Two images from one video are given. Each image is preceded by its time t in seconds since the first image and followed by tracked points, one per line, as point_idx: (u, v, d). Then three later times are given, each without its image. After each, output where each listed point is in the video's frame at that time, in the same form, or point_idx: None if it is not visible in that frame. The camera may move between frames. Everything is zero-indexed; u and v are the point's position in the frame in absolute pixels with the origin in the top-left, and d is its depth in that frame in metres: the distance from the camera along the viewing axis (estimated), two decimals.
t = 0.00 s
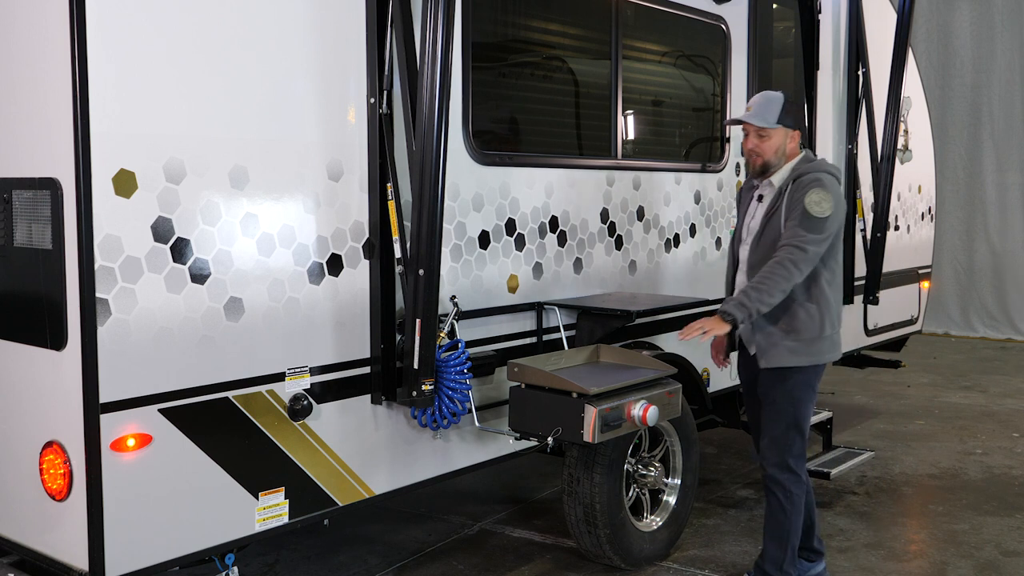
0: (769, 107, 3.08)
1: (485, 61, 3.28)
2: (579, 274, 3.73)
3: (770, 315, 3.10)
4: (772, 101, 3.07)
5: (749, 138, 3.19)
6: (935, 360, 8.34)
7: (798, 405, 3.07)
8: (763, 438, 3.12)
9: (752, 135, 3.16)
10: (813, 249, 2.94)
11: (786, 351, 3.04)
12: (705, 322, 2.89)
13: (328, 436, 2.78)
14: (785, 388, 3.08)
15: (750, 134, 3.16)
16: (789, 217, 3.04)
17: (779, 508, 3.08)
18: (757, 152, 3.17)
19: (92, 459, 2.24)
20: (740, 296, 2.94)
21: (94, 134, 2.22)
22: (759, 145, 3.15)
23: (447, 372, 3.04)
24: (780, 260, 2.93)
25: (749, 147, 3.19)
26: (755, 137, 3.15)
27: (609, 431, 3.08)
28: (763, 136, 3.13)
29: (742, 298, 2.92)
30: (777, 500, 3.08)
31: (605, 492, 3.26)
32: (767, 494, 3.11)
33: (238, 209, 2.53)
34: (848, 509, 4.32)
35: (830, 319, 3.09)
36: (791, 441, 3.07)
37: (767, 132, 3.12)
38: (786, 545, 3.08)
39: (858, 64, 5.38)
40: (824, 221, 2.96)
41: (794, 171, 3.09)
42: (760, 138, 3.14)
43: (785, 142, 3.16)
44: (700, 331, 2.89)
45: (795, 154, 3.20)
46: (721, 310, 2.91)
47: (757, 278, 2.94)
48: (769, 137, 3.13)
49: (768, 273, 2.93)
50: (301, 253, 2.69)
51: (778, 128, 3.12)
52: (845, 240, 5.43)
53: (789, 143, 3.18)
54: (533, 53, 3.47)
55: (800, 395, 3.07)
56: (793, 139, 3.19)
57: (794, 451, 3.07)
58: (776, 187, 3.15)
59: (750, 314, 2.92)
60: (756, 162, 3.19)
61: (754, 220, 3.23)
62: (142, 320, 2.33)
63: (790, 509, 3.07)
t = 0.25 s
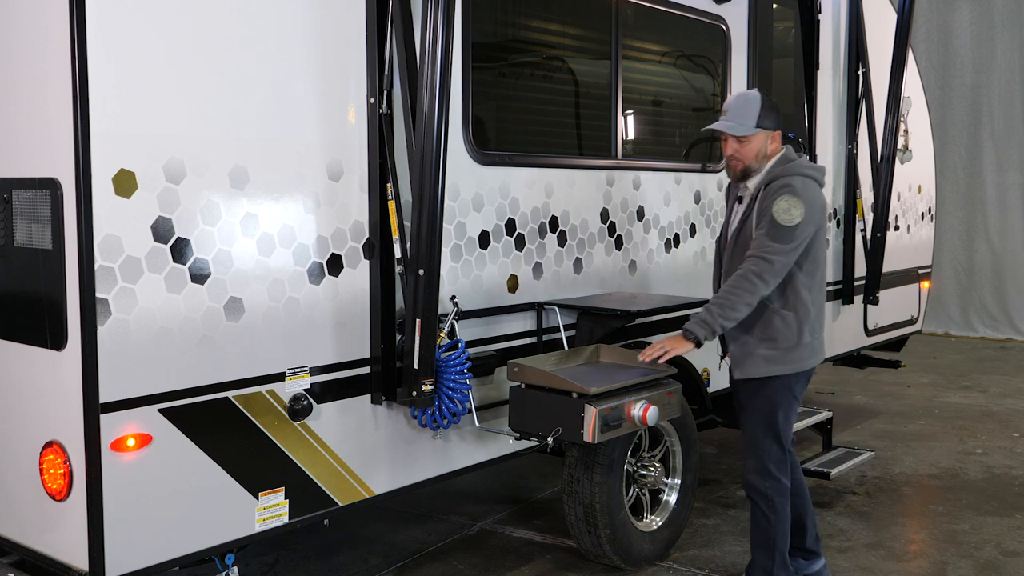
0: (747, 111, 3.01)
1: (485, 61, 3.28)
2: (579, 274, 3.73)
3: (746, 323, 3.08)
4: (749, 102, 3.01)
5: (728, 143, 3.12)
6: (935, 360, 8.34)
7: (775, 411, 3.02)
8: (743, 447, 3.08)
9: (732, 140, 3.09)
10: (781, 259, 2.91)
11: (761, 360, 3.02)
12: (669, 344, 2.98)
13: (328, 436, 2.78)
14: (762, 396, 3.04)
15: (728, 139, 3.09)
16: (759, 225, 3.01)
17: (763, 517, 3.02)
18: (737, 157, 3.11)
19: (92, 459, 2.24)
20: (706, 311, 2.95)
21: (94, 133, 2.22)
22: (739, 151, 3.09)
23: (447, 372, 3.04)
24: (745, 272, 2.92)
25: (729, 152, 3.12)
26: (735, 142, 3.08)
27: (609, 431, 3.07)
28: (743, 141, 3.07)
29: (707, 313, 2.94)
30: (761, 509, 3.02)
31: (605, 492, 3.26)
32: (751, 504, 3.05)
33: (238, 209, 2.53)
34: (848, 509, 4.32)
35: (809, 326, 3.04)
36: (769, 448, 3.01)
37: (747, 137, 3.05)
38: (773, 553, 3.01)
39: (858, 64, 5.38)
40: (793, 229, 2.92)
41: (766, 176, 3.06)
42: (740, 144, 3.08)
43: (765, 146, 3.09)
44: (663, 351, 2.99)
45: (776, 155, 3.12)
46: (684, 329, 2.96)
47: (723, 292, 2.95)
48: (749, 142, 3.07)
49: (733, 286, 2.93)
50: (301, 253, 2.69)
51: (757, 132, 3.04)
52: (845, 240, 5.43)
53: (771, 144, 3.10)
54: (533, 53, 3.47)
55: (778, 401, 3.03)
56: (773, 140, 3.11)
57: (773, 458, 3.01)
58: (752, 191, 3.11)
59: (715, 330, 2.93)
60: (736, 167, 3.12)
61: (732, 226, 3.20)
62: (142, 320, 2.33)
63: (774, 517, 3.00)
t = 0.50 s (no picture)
0: (721, 114, 2.98)
1: (485, 61, 3.28)
2: (579, 274, 3.73)
3: (727, 332, 3.06)
4: (723, 104, 2.97)
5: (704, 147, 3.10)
6: (935, 360, 8.34)
7: (761, 415, 3.00)
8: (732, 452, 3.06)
9: (708, 144, 3.07)
10: (753, 268, 2.88)
11: (741, 370, 2.99)
12: (641, 363, 3.06)
13: (328, 436, 2.78)
14: (748, 400, 3.02)
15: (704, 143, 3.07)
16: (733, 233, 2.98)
17: (755, 520, 2.99)
18: (713, 160, 3.08)
19: (92, 459, 2.24)
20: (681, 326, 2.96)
21: (94, 133, 2.22)
22: (715, 154, 3.06)
23: (447, 372, 3.04)
24: (718, 284, 2.91)
25: (706, 155, 3.10)
26: (710, 146, 3.06)
27: (609, 431, 3.07)
28: (718, 145, 3.04)
29: (682, 329, 2.95)
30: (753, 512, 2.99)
31: (605, 492, 3.26)
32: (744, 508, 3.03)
33: (238, 209, 2.53)
34: (848, 509, 4.32)
35: (792, 331, 2.99)
36: (757, 452, 2.99)
37: (722, 141, 3.02)
38: (767, 557, 2.98)
39: (858, 64, 5.38)
40: (764, 236, 2.89)
41: (741, 181, 3.03)
42: (715, 148, 3.05)
43: (742, 147, 3.05)
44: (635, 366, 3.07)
45: (755, 154, 3.08)
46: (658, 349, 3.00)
47: (696, 307, 2.95)
48: (725, 145, 3.04)
49: (707, 300, 2.92)
50: (301, 253, 2.69)
51: (732, 135, 3.01)
52: (845, 240, 5.43)
53: (749, 144, 3.06)
54: (533, 53, 3.46)
55: (764, 404, 3.00)
56: (751, 139, 3.07)
57: (762, 462, 2.98)
58: (729, 195, 3.08)
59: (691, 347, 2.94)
60: (715, 169, 3.10)
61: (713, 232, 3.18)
62: (142, 320, 2.33)
63: (766, 521, 2.97)
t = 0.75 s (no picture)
0: (705, 111, 2.99)
1: (485, 61, 3.28)
2: (579, 274, 3.73)
3: (711, 335, 3.06)
4: (706, 101, 2.99)
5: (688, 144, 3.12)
6: (935, 360, 8.34)
7: (747, 419, 2.99)
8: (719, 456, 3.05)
9: (692, 142, 3.09)
10: (733, 270, 2.88)
11: (725, 373, 2.98)
12: (623, 366, 3.09)
13: (328, 436, 2.78)
14: (733, 404, 3.01)
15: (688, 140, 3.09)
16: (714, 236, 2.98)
17: (745, 523, 2.99)
18: (698, 158, 3.10)
19: (92, 459, 2.24)
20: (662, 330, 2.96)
21: (94, 134, 2.22)
22: (699, 152, 3.08)
23: (447, 372, 3.04)
24: (698, 286, 2.91)
25: (690, 153, 3.12)
26: (694, 144, 3.07)
27: (609, 431, 3.07)
28: (701, 142, 3.06)
29: (662, 333, 2.95)
30: (743, 515, 3.00)
31: (605, 492, 3.26)
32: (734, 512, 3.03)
33: (238, 209, 2.53)
34: (848, 509, 4.32)
35: (777, 334, 2.98)
36: (744, 456, 2.98)
37: (704, 138, 3.04)
38: (759, 560, 2.99)
39: (858, 64, 5.38)
40: (744, 237, 2.89)
41: (723, 183, 3.02)
42: (699, 145, 3.07)
43: (725, 145, 3.06)
44: (615, 370, 3.10)
45: (739, 152, 3.09)
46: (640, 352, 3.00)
47: (677, 311, 2.94)
48: (708, 143, 3.05)
49: (686, 304, 2.92)
50: (301, 253, 2.69)
51: (715, 133, 3.03)
52: (845, 240, 5.43)
53: (732, 142, 3.07)
54: (533, 53, 3.47)
55: (749, 408, 2.99)
56: (735, 137, 3.08)
57: (749, 465, 2.98)
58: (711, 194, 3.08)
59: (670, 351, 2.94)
60: (698, 166, 3.12)
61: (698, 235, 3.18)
62: (142, 320, 2.33)
63: (756, 523, 2.98)
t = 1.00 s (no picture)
0: (700, 112, 2.99)
1: (485, 61, 3.28)
2: (579, 274, 3.73)
3: (703, 337, 3.06)
4: (702, 102, 2.98)
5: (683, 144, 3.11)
6: (935, 360, 8.34)
7: (743, 421, 3.00)
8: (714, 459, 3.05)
9: (687, 142, 3.08)
10: (724, 273, 2.87)
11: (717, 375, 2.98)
12: (616, 371, 3.04)
13: (328, 436, 2.78)
14: (727, 407, 3.01)
15: (683, 141, 3.08)
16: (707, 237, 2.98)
17: (742, 525, 2.99)
18: (692, 159, 3.09)
19: (92, 459, 2.24)
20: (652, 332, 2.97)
21: (94, 133, 2.22)
22: (693, 153, 3.08)
23: (447, 372, 3.04)
24: (688, 289, 2.91)
25: (684, 153, 3.11)
26: (689, 144, 3.07)
27: (609, 431, 3.07)
28: (696, 143, 3.05)
29: (652, 334, 2.95)
30: (739, 517, 3.00)
31: (605, 492, 3.26)
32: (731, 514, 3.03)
33: (238, 209, 2.53)
34: (848, 509, 4.32)
35: (770, 337, 2.97)
36: (738, 459, 2.99)
37: (699, 139, 3.04)
38: (756, 561, 2.99)
39: (859, 64, 5.38)
40: (735, 239, 2.88)
41: (718, 185, 3.02)
42: (694, 145, 3.06)
43: (720, 146, 3.06)
44: (609, 375, 3.03)
45: (733, 156, 3.08)
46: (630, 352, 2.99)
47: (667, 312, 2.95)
48: (703, 143, 3.05)
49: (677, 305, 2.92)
50: (301, 253, 2.69)
51: (710, 133, 3.02)
52: (845, 240, 5.43)
53: (727, 145, 3.07)
54: (533, 53, 3.47)
55: (743, 411, 3.00)
56: (730, 140, 3.07)
57: (744, 467, 2.98)
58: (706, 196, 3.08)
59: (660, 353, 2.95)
60: (692, 168, 3.11)
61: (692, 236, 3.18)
62: (142, 320, 2.33)
63: (753, 525, 2.98)
